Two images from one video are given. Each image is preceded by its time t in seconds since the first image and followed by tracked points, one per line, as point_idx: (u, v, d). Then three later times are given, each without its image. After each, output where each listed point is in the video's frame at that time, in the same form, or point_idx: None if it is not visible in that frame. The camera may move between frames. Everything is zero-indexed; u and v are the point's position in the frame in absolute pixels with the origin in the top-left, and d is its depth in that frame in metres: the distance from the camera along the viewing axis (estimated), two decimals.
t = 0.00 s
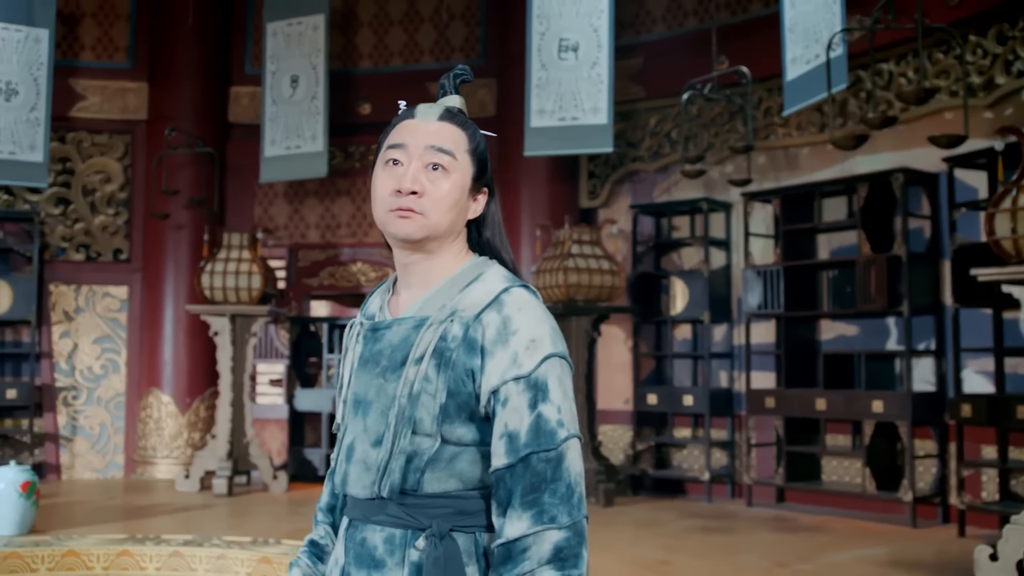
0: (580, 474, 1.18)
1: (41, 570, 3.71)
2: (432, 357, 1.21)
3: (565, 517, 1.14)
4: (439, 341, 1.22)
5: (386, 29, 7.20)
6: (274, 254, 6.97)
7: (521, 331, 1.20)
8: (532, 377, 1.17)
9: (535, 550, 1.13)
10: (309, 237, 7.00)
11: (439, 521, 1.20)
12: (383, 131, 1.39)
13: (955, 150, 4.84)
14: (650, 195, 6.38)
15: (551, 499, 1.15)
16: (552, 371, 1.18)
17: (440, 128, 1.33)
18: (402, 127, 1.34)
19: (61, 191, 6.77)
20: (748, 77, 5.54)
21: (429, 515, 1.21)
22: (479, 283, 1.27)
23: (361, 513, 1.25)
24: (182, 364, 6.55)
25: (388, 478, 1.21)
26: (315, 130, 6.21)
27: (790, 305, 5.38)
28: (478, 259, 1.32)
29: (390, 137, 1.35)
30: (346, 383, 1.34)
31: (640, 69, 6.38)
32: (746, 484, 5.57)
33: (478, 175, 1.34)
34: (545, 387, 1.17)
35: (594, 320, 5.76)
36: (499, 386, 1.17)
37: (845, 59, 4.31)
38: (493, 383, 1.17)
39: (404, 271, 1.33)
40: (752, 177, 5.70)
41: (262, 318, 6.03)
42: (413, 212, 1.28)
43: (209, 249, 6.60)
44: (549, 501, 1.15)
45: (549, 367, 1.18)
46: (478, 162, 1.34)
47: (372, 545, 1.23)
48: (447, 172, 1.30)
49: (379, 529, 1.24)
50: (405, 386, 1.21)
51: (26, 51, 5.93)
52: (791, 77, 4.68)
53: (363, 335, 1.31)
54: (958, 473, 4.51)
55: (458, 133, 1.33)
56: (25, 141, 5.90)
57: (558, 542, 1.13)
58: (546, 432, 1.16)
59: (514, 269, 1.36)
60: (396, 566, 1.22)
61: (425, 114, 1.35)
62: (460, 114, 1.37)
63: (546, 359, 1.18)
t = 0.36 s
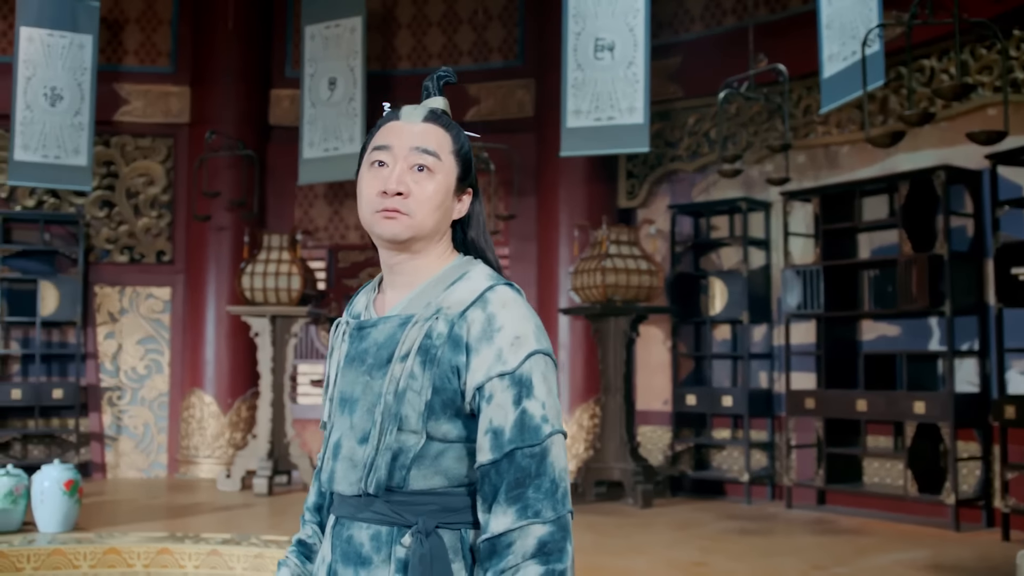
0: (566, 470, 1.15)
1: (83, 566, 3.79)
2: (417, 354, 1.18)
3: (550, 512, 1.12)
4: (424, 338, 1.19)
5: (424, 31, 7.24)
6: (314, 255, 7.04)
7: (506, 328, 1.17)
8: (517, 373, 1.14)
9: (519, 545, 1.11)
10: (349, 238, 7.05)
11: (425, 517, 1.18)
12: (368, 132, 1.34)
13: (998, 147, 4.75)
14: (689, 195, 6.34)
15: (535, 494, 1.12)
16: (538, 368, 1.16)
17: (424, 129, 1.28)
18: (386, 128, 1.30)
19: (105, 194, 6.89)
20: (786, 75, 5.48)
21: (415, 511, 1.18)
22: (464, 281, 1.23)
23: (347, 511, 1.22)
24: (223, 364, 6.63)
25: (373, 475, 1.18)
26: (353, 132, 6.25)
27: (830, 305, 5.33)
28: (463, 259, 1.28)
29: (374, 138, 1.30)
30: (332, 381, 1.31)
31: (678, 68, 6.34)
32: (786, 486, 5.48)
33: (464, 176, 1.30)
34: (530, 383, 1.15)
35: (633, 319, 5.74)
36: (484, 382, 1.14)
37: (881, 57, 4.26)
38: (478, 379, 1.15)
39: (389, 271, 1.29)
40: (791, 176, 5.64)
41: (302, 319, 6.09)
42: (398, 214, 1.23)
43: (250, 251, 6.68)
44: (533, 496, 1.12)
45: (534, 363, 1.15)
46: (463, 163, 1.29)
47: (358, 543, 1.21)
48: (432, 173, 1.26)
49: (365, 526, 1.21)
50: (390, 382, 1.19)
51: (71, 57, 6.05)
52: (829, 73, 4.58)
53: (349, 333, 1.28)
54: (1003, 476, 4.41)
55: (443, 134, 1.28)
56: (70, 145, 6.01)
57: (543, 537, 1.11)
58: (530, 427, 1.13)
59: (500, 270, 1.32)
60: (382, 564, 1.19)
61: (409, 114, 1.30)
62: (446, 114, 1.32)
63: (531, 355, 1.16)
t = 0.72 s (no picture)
0: (555, 463, 1.19)
1: (126, 563, 3.87)
2: (409, 351, 1.21)
3: (540, 506, 1.16)
4: (416, 336, 1.22)
5: (464, 32, 7.26)
6: (355, 257, 7.08)
7: (497, 325, 1.20)
8: (508, 369, 1.18)
9: (510, 537, 1.15)
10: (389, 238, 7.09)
11: (419, 514, 1.20)
12: (358, 135, 1.37)
13: None
14: (730, 194, 6.30)
15: (526, 488, 1.16)
16: (527, 365, 1.20)
17: (415, 131, 1.31)
18: (377, 130, 1.33)
19: (150, 197, 7.01)
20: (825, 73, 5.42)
21: (409, 508, 1.20)
22: (454, 280, 1.27)
23: (341, 508, 1.25)
24: (266, 365, 6.70)
25: (367, 471, 1.20)
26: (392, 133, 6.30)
27: (873, 305, 5.26)
28: (451, 259, 1.32)
29: (365, 140, 1.33)
30: (321, 381, 1.33)
31: (718, 67, 6.28)
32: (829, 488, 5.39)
33: (453, 178, 1.33)
34: (520, 379, 1.19)
35: (672, 320, 5.72)
36: (476, 378, 1.18)
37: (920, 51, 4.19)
38: (470, 375, 1.18)
39: (380, 271, 1.32)
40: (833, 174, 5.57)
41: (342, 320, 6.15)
42: (390, 214, 1.27)
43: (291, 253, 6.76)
44: (524, 490, 1.16)
45: (524, 360, 1.20)
46: (453, 165, 1.33)
47: (353, 540, 1.23)
48: (423, 174, 1.29)
49: (359, 523, 1.23)
50: (383, 379, 1.21)
51: (115, 62, 6.16)
52: (867, 70, 4.55)
53: (339, 332, 1.30)
54: None
55: (434, 136, 1.32)
56: (114, 149, 6.11)
57: (534, 530, 1.15)
58: (521, 423, 1.17)
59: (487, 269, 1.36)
60: (377, 560, 1.21)
61: (400, 117, 1.33)
62: (435, 117, 1.36)
63: (521, 352, 1.20)
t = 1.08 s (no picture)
0: (548, 458, 1.23)
1: (170, 560, 3.92)
2: (403, 349, 1.24)
3: (535, 499, 1.19)
4: (410, 334, 1.25)
5: (505, 33, 7.27)
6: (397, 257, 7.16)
7: (489, 322, 1.24)
8: (501, 365, 1.22)
9: (506, 531, 1.19)
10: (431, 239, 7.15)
11: (414, 511, 1.23)
12: (348, 137, 1.40)
13: None
14: (773, 193, 6.23)
15: (521, 482, 1.20)
16: (519, 361, 1.23)
17: (405, 134, 1.34)
18: (367, 132, 1.36)
19: (196, 200, 7.11)
20: (867, 69, 5.33)
21: (405, 505, 1.23)
22: (447, 279, 1.30)
23: (334, 506, 1.27)
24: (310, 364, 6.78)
25: (362, 468, 1.22)
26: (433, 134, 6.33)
27: (918, 304, 5.18)
28: (440, 259, 1.35)
29: (356, 141, 1.36)
30: (310, 381, 1.35)
31: (760, 64, 6.22)
32: (874, 490, 5.23)
33: (442, 180, 1.36)
34: (512, 375, 1.22)
35: (714, 319, 5.67)
36: (471, 374, 1.21)
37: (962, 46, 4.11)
38: (465, 372, 1.22)
39: (370, 271, 1.35)
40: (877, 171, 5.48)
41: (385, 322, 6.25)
42: (382, 215, 1.29)
43: (334, 254, 6.82)
44: (520, 483, 1.20)
45: (516, 356, 1.23)
46: (442, 166, 1.36)
47: (347, 538, 1.25)
48: (414, 176, 1.32)
49: (353, 521, 1.26)
50: (378, 376, 1.24)
51: (161, 66, 6.26)
52: (909, 65, 4.47)
53: (330, 332, 1.33)
54: None
55: (424, 138, 1.35)
56: (160, 152, 6.21)
57: (529, 523, 1.19)
58: (515, 417, 1.21)
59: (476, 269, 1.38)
60: (372, 557, 1.24)
61: (389, 119, 1.36)
62: (422, 120, 1.39)
63: (513, 348, 1.23)
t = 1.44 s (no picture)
0: (545, 453, 1.20)
1: (216, 558, 3.98)
2: (401, 348, 1.21)
3: (534, 493, 1.17)
4: (407, 332, 1.22)
5: (549, 32, 7.27)
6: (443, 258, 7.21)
7: (486, 320, 1.21)
8: (499, 362, 1.19)
9: (506, 524, 1.16)
10: (477, 239, 7.19)
11: (415, 506, 1.19)
12: (341, 138, 1.35)
13: None
14: (820, 191, 6.14)
15: (520, 476, 1.17)
16: (516, 357, 1.21)
17: (400, 136, 1.29)
18: (362, 134, 1.31)
19: (244, 202, 7.21)
20: (914, 63, 5.24)
21: (405, 501, 1.19)
22: (441, 278, 1.27)
23: (333, 505, 1.22)
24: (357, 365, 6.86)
25: (362, 466, 1.18)
26: (476, 135, 6.35)
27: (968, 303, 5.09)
28: (433, 260, 1.32)
29: (349, 143, 1.31)
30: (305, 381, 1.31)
31: (806, 61, 6.14)
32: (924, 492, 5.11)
33: (435, 184, 1.32)
34: (510, 371, 1.19)
35: (760, 319, 5.58)
36: (469, 371, 1.18)
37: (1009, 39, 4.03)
38: (462, 369, 1.18)
39: (364, 272, 1.31)
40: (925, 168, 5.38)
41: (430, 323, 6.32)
42: (379, 217, 1.25)
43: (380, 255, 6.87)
44: (518, 478, 1.17)
45: (513, 354, 1.20)
46: (436, 170, 1.32)
47: (348, 536, 1.20)
48: (409, 178, 1.28)
49: (353, 519, 1.21)
50: (376, 375, 1.20)
51: (208, 70, 6.36)
52: (955, 60, 4.38)
53: (325, 332, 1.29)
54: None
55: (418, 142, 1.31)
56: (208, 155, 6.32)
57: (529, 516, 1.16)
58: (512, 413, 1.18)
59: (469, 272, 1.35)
60: (374, 554, 1.19)
61: (382, 122, 1.32)
62: (415, 124, 1.34)
63: (510, 346, 1.20)
